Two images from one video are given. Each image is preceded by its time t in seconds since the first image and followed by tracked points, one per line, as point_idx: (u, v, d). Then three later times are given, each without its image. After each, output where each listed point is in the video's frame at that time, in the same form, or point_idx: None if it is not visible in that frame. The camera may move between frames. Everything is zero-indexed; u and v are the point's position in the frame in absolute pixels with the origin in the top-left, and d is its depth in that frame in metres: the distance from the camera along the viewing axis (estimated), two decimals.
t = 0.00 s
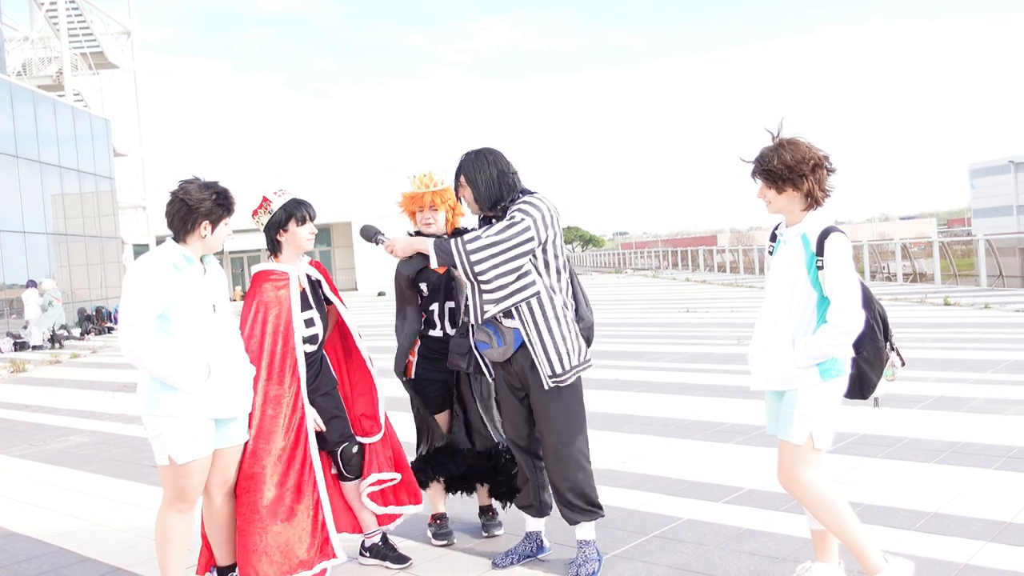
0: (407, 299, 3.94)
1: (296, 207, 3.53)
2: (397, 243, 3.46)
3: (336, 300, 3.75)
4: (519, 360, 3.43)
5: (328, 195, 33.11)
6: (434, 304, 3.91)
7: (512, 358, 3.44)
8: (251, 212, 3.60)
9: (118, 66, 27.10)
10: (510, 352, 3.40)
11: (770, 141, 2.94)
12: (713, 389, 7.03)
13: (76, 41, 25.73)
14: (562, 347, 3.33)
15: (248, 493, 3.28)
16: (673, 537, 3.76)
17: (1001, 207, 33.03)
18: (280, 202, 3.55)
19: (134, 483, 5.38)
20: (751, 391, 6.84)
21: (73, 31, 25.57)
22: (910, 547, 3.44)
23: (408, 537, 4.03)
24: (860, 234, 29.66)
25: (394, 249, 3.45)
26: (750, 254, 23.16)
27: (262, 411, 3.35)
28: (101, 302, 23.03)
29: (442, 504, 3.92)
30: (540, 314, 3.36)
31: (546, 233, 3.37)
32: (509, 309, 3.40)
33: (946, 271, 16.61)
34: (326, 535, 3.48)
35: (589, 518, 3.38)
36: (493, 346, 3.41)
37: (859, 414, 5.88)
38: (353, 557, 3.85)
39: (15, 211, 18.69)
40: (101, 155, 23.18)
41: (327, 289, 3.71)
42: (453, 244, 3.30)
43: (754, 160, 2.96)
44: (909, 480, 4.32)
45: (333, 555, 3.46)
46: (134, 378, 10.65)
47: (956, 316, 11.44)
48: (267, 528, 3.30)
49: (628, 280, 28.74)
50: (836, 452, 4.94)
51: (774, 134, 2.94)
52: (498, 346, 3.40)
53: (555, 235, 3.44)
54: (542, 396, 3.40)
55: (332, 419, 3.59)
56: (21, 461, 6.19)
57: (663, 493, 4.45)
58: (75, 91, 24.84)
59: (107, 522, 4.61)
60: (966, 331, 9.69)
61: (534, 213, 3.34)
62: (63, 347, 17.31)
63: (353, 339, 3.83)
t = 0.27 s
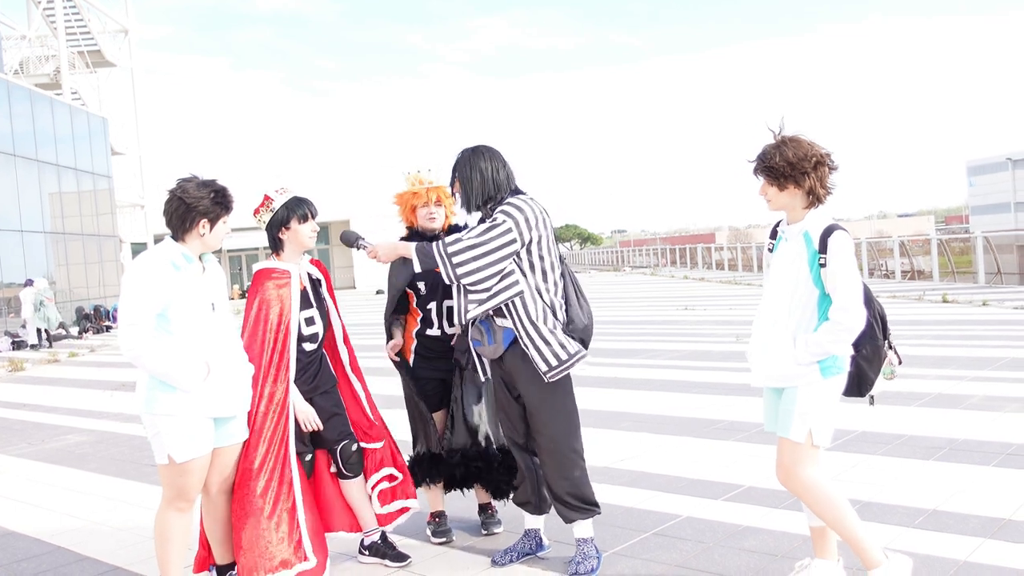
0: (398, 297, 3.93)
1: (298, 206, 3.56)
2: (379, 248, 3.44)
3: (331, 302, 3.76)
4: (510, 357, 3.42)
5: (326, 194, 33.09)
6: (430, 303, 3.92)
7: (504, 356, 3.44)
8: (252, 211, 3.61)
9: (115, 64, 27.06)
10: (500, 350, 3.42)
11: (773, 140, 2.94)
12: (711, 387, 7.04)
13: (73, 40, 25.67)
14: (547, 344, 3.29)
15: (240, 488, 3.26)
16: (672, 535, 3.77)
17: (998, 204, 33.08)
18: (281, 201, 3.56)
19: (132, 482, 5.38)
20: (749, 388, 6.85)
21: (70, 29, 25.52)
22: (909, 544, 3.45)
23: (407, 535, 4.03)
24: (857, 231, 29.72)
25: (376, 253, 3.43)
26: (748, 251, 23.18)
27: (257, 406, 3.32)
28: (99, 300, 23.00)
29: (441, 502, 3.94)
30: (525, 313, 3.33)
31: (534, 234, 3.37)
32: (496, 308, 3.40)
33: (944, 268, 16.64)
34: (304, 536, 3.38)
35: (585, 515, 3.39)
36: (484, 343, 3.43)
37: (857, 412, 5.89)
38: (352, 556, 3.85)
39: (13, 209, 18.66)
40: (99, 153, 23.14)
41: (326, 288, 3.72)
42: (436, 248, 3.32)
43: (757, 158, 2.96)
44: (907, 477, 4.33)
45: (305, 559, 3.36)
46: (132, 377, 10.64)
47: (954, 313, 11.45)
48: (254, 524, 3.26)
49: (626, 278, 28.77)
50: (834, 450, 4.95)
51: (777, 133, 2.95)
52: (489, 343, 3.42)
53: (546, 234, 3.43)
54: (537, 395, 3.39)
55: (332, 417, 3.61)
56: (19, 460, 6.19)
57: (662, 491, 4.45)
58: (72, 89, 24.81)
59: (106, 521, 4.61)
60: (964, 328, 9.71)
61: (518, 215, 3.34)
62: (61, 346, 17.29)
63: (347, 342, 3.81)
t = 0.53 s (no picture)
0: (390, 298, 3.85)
1: (299, 204, 3.56)
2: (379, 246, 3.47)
3: (330, 300, 3.75)
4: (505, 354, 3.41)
5: (324, 193, 33.06)
6: (428, 303, 3.93)
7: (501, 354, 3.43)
8: (253, 210, 3.60)
9: (113, 64, 27.02)
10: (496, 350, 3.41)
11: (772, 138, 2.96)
12: (711, 384, 7.04)
13: (70, 39, 25.62)
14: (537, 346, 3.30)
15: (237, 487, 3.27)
16: (672, 533, 3.77)
17: (996, 201, 33.09)
18: (281, 200, 3.56)
19: (132, 482, 5.38)
20: (749, 386, 6.86)
21: (68, 29, 25.47)
22: (909, 541, 3.45)
23: (407, 534, 4.04)
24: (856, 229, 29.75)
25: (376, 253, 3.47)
26: (747, 249, 23.19)
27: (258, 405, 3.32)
28: (98, 300, 22.99)
29: (440, 500, 3.94)
30: (516, 316, 3.35)
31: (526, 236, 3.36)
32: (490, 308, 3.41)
33: (943, 265, 16.64)
34: (300, 535, 3.37)
35: (585, 512, 3.40)
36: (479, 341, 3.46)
37: (857, 409, 5.89)
38: (352, 554, 3.85)
39: (11, 209, 18.63)
40: (97, 153, 23.11)
41: (326, 288, 3.72)
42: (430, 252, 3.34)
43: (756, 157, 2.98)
44: (907, 475, 4.33)
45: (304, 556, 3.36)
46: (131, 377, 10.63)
47: (952, 310, 11.46)
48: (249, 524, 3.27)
49: (625, 276, 28.77)
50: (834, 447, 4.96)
51: (775, 131, 2.95)
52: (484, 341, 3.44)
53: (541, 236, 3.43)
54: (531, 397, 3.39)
55: (331, 416, 3.61)
56: (18, 460, 6.19)
57: (662, 488, 4.45)
58: (69, 89, 24.77)
59: (106, 520, 4.61)
60: (963, 325, 9.71)
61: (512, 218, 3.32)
62: (60, 346, 17.27)
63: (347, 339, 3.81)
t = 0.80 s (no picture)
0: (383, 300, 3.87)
1: (302, 203, 3.54)
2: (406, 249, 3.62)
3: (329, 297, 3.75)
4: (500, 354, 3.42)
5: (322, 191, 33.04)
6: (422, 303, 3.95)
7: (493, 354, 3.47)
8: (255, 209, 3.58)
9: (111, 62, 26.98)
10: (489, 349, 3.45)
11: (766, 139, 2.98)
12: (709, 384, 7.05)
13: (68, 36, 25.56)
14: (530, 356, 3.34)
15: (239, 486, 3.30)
16: (670, 532, 3.77)
17: (994, 201, 33.15)
18: (284, 199, 3.54)
19: (129, 480, 5.37)
20: (747, 385, 6.86)
21: (66, 26, 25.43)
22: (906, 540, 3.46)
23: (405, 533, 4.04)
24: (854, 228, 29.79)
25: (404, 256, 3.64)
26: (745, 248, 23.22)
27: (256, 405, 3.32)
28: (96, 298, 22.97)
29: (436, 499, 3.94)
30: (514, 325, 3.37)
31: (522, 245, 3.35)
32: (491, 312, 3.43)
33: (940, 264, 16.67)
34: (301, 531, 3.39)
35: (583, 511, 3.40)
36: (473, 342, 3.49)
37: (855, 409, 5.89)
38: (350, 553, 3.85)
39: (8, 207, 18.61)
40: (95, 151, 23.08)
41: (326, 286, 3.72)
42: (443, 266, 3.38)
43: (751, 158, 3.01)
44: (904, 474, 4.34)
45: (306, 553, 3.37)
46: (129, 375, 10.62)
47: (950, 310, 11.48)
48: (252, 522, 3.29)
49: (623, 275, 28.79)
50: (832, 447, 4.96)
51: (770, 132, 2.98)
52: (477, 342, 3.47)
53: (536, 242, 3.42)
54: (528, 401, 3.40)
55: (329, 415, 3.60)
56: (15, 458, 6.18)
57: (659, 488, 4.45)
58: (67, 86, 24.74)
59: (104, 518, 4.60)
60: (960, 325, 9.73)
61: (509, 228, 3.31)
62: (57, 344, 17.24)
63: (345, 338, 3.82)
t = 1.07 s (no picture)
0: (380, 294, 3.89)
1: (304, 204, 3.53)
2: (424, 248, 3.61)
3: (328, 297, 3.73)
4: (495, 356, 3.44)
5: (320, 191, 33.01)
6: (416, 303, 3.95)
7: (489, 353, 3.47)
8: (256, 210, 3.57)
9: (107, 61, 26.93)
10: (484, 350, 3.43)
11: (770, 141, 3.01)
12: (706, 384, 7.05)
13: (65, 36, 25.49)
14: (525, 359, 3.36)
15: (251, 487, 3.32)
16: (667, 532, 3.77)
17: (990, 201, 33.21)
18: (286, 199, 3.52)
19: (126, 480, 5.36)
20: (744, 386, 6.86)
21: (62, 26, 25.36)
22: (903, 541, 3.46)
23: (402, 534, 4.03)
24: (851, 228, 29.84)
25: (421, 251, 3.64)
26: (742, 249, 23.24)
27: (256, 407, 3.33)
28: (93, 298, 22.93)
29: (434, 499, 3.93)
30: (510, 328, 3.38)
31: (520, 247, 3.33)
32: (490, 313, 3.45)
33: (937, 265, 16.69)
34: (310, 530, 3.45)
35: (581, 511, 3.40)
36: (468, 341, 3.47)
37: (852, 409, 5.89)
38: (346, 554, 3.85)
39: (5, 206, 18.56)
40: (91, 150, 23.04)
41: (323, 287, 3.71)
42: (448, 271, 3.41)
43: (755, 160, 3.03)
44: (901, 475, 4.34)
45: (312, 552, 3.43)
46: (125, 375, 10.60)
47: (947, 311, 11.50)
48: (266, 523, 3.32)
49: (621, 275, 28.80)
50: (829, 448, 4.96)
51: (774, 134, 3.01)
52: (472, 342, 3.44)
53: (535, 244, 3.40)
54: (524, 403, 3.40)
55: (328, 414, 3.61)
56: (11, 459, 6.16)
57: (657, 488, 4.45)
58: (64, 86, 24.68)
59: (100, 519, 4.59)
60: (956, 326, 9.74)
61: (507, 232, 3.30)
62: (54, 344, 17.20)
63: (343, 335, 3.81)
